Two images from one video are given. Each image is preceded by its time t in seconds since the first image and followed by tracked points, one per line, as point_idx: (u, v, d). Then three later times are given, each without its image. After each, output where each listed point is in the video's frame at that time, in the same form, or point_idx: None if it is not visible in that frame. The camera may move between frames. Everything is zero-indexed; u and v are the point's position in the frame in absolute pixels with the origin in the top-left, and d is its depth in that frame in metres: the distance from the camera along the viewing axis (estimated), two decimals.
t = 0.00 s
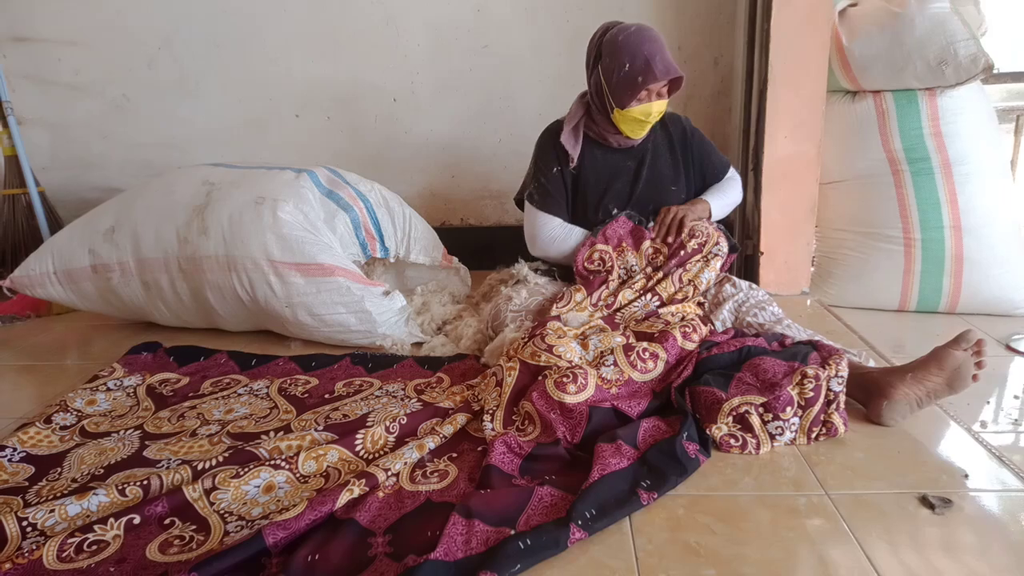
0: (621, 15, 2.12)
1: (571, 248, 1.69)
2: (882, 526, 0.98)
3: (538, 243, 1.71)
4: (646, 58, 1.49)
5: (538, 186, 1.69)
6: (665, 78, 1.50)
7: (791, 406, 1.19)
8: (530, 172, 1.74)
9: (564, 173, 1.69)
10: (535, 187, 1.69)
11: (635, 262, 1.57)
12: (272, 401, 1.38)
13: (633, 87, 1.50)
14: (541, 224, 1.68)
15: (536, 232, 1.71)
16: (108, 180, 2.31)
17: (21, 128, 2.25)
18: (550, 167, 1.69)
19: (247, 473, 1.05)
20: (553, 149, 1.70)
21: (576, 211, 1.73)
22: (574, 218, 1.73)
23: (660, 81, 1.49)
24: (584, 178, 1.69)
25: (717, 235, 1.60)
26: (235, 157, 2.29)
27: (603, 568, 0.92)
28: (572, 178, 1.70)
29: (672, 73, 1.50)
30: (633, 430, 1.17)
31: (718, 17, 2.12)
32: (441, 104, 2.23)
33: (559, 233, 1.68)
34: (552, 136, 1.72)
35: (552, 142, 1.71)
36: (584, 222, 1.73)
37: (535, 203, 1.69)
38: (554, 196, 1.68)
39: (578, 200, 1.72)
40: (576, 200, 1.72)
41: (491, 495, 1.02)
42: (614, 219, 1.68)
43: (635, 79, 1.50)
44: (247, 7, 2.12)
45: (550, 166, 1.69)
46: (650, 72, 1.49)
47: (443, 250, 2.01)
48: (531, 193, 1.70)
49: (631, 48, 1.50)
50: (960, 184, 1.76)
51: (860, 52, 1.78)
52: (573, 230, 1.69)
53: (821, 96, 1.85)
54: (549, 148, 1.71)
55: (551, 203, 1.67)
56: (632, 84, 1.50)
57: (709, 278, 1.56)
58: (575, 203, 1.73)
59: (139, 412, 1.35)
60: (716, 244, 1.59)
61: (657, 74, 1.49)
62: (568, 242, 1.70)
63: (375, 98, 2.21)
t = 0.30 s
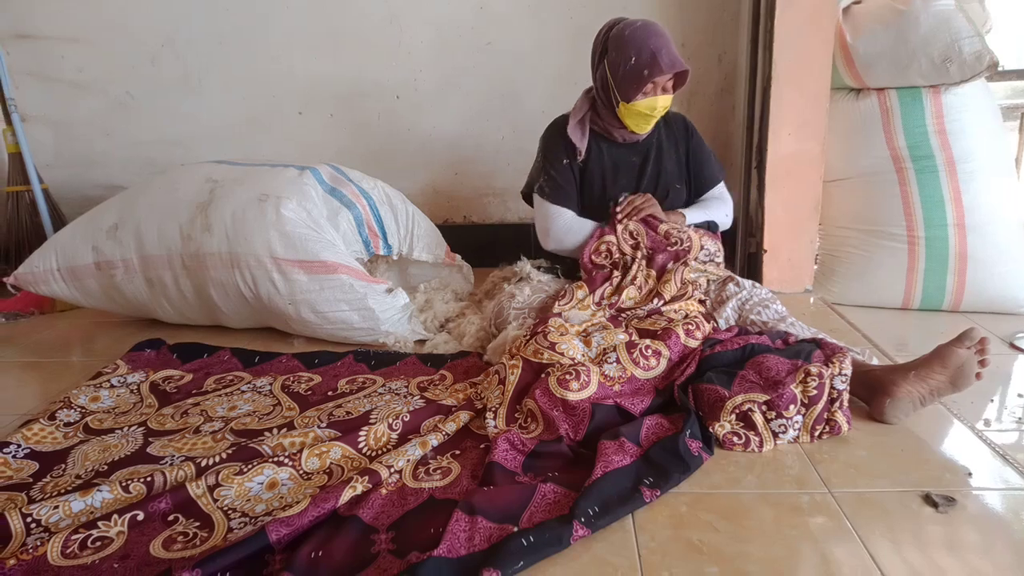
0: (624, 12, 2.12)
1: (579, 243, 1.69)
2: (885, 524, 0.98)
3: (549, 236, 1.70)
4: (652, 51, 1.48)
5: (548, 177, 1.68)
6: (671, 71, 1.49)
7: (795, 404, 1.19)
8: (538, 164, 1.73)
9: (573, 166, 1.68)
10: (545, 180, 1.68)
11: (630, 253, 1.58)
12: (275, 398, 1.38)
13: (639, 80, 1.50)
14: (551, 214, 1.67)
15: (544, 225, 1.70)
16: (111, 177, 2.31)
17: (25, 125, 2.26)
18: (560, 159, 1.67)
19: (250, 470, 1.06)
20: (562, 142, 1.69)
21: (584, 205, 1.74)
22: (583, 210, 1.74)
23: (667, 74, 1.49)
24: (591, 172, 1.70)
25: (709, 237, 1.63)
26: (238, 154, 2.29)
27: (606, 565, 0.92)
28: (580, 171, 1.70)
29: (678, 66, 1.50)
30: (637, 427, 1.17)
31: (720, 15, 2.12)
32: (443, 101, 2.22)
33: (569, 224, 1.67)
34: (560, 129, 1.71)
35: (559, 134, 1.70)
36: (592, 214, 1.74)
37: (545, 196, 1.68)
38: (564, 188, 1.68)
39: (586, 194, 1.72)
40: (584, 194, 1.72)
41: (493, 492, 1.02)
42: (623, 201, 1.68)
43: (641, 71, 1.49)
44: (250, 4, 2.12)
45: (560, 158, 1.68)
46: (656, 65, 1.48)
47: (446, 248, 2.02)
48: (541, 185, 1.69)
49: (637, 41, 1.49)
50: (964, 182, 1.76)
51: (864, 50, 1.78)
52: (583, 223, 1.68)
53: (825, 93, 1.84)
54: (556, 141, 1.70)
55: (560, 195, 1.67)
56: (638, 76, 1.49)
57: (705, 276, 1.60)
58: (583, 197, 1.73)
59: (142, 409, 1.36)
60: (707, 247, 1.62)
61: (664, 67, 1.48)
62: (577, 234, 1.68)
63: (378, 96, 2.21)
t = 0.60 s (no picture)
0: (628, 8, 2.11)
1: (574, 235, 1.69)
2: (888, 522, 0.98)
3: (549, 232, 1.70)
4: (656, 52, 1.48)
5: (548, 174, 1.69)
6: (674, 73, 1.49)
7: (798, 402, 1.19)
8: (539, 160, 1.74)
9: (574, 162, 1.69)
10: (545, 176, 1.69)
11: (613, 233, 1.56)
12: (278, 394, 1.38)
13: (641, 80, 1.50)
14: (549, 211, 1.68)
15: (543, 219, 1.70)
16: (115, 173, 2.31)
17: (29, 121, 2.26)
18: (561, 155, 1.68)
19: (254, 465, 1.06)
20: (563, 138, 1.70)
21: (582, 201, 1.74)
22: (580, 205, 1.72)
23: (669, 76, 1.49)
24: (591, 168, 1.70)
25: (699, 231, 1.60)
26: (241, 150, 2.29)
27: (608, 561, 0.93)
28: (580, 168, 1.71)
29: (681, 69, 1.50)
30: (639, 424, 1.17)
31: (725, 12, 2.11)
32: (447, 97, 2.22)
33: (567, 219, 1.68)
34: (562, 125, 1.71)
35: (561, 131, 1.71)
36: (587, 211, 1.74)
37: (545, 191, 1.68)
38: (562, 184, 1.68)
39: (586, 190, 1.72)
40: (583, 190, 1.72)
41: (496, 488, 1.02)
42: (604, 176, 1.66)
43: (644, 72, 1.50)
44: None
45: (560, 155, 1.68)
46: (659, 66, 1.48)
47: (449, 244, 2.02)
48: (541, 180, 1.69)
49: (642, 40, 1.50)
50: (969, 180, 1.75)
51: (869, 47, 1.77)
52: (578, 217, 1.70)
53: (831, 90, 1.83)
54: (557, 137, 1.71)
55: (559, 192, 1.68)
56: (641, 77, 1.50)
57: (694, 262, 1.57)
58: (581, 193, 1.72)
59: (146, 404, 1.36)
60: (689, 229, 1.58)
61: (666, 69, 1.49)
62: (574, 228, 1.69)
63: (381, 92, 2.21)
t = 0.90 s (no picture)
0: (631, 4, 2.11)
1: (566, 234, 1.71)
2: (888, 520, 0.98)
3: (527, 231, 1.72)
4: (652, 53, 1.48)
5: (534, 173, 1.71)
6: (669, 74, 1.49)
7: (799, 400, 1.18)
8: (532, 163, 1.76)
9: (563, 166, 1.70)
10: (532, 179, 1.71)
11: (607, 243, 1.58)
12: (279, 391, 1.38)
13: (637, 81, 1.50)
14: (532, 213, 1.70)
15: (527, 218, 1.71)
16: (116, 169, 2.31)
17: (30, 116, 2.26)
18: (549, 159, 1.70)
19: (255, 461, 1.06)
20: (560, 140, 1.70)
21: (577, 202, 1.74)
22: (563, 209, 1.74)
23: (665, 77, 1.49)
24: (587, 170, 1.70)
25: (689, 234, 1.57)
26: (242, 146, 2.28)
27: (608, 558, 0.93)
28: (576, 172, 1.71)
29: (678, 70, 1.49)
30: (640, 422, 1.17)
31: (727, 9, 2.10)
32: (448, 94, 2.22)
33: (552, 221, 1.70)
34: (559, 127, 1.71)
35: (558, 132, 1.71)
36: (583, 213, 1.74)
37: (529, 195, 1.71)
38: (549, 187, 1.71)
39: (579, 194, 1.72)
40: (576, 193, 1.73)
41: (497, 485, 1.02)
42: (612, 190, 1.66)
43: (640, 72, 1.49)
44: None
45: (549, 159, 1.70)
46: (654, 67, 1.48)
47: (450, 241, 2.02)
48: (526, 179, 1.73)
49: (640, 40, 1.49)
50: (971, 178, 1.75)
51: (872, 44, 1.77)
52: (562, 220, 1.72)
53: (833, 88, 1.83)
54: (553, 139, 1.72)
55: (546, 195, 1.71)
56: (637, 77, 1.49)
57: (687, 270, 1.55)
58: (568, 197, 1.73)
59: (147, 400, 1.36)
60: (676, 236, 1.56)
61: (661, 71, 1.48)
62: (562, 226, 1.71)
63: (383, 88, 2.21)
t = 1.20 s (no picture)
0: (631, 5, 2.11)
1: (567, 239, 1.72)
2: (889, 522, 0.98)
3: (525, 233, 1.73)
4: (646, 52, 1.48)
5: (532, 180, 1.71)
6: (664, 73, 1.48)
7: (800, 402, 1.18)
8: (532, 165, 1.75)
9: (563, 169, 1.70)
10: (531, 181, 1.71)
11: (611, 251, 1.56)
12: (280, 392, 1.38)
13: (632, 79, 1.50)
14: (530, 218, 1.71)
15: (525, 222, 1.72)
16: (116, 170, 2.31)
17: (31, 118, 2.26)
18: (549, 163, 1.70)
19: (255, 463, 1.06)
20: (558, 142, 1.71)
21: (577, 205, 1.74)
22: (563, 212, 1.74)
23: (659, 75, 1.48)
24: (586, 172, 1.70)
25: (691, 245, 1.53)
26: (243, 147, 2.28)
27: (608, 560, 0.93)
28: (575, 173, 1.70)
29: (672, 67, 1.49)
30: (640, 423, 1.17)
31: (728, 10, 2.11)
32: (449, 95, 2.22)
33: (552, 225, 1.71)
34: (558, 129, 1.72)
35: (558, 134, 1.71)
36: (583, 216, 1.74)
37: (528, 198, 1.71)
38: (550, 191, 1.70)
39: (577, 196, 1.73)
40: (575, 195, 1.73)
41: (497, 487, 1.02)
42: (608, 211, 1.66)
43: (633, 72, 1.49)
44: None
45: (548, 162, 1.70)
46: (648, 66, 1.48)
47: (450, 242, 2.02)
48: (524, 185, 1.72)
49: (634, 40, 1.50)
50: (971, 180, 1.75)
51: (872, 45, 1.77)
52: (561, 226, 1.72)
53: (834, 89, 1.83)
54: (552, 141, 1.72)
55: (546, 197, 1.70)
56: (630, 77, 1.50)
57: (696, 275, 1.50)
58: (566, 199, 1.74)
59: (148, 401, 1.36)
60: (681, 245, 1.52)
61: (654, 69, 1.48)
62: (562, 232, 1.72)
63: (384, 90, 2.21)
